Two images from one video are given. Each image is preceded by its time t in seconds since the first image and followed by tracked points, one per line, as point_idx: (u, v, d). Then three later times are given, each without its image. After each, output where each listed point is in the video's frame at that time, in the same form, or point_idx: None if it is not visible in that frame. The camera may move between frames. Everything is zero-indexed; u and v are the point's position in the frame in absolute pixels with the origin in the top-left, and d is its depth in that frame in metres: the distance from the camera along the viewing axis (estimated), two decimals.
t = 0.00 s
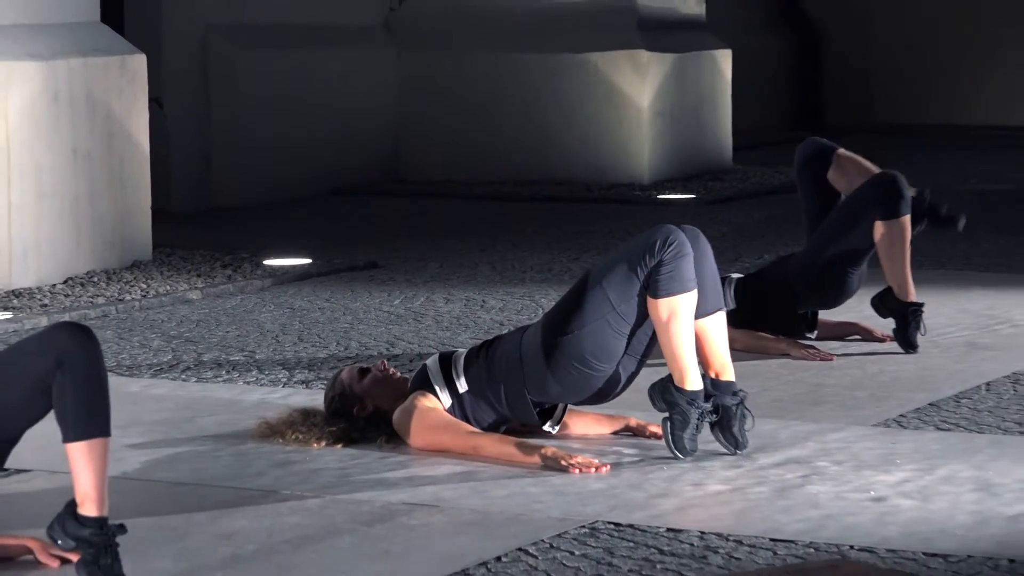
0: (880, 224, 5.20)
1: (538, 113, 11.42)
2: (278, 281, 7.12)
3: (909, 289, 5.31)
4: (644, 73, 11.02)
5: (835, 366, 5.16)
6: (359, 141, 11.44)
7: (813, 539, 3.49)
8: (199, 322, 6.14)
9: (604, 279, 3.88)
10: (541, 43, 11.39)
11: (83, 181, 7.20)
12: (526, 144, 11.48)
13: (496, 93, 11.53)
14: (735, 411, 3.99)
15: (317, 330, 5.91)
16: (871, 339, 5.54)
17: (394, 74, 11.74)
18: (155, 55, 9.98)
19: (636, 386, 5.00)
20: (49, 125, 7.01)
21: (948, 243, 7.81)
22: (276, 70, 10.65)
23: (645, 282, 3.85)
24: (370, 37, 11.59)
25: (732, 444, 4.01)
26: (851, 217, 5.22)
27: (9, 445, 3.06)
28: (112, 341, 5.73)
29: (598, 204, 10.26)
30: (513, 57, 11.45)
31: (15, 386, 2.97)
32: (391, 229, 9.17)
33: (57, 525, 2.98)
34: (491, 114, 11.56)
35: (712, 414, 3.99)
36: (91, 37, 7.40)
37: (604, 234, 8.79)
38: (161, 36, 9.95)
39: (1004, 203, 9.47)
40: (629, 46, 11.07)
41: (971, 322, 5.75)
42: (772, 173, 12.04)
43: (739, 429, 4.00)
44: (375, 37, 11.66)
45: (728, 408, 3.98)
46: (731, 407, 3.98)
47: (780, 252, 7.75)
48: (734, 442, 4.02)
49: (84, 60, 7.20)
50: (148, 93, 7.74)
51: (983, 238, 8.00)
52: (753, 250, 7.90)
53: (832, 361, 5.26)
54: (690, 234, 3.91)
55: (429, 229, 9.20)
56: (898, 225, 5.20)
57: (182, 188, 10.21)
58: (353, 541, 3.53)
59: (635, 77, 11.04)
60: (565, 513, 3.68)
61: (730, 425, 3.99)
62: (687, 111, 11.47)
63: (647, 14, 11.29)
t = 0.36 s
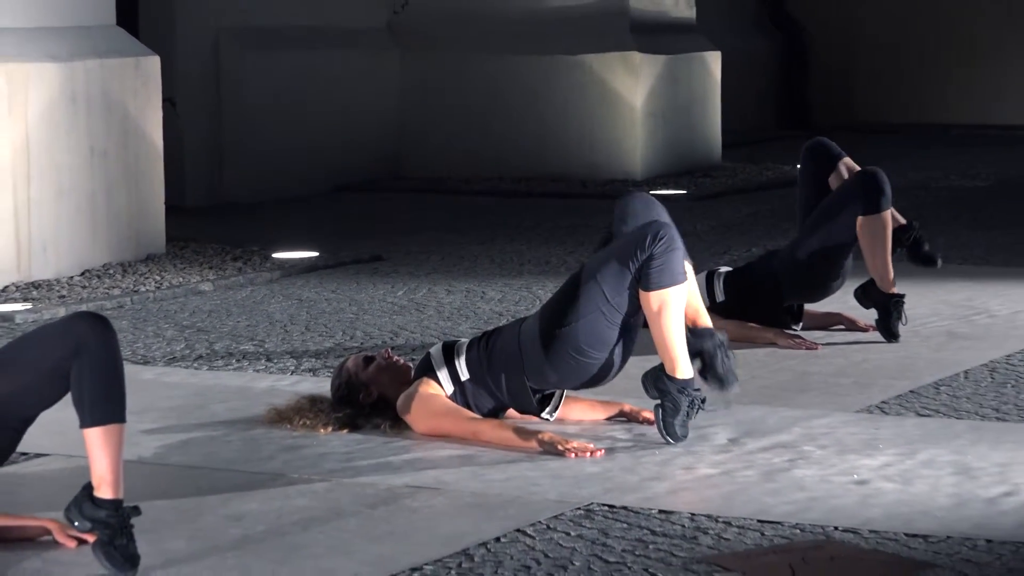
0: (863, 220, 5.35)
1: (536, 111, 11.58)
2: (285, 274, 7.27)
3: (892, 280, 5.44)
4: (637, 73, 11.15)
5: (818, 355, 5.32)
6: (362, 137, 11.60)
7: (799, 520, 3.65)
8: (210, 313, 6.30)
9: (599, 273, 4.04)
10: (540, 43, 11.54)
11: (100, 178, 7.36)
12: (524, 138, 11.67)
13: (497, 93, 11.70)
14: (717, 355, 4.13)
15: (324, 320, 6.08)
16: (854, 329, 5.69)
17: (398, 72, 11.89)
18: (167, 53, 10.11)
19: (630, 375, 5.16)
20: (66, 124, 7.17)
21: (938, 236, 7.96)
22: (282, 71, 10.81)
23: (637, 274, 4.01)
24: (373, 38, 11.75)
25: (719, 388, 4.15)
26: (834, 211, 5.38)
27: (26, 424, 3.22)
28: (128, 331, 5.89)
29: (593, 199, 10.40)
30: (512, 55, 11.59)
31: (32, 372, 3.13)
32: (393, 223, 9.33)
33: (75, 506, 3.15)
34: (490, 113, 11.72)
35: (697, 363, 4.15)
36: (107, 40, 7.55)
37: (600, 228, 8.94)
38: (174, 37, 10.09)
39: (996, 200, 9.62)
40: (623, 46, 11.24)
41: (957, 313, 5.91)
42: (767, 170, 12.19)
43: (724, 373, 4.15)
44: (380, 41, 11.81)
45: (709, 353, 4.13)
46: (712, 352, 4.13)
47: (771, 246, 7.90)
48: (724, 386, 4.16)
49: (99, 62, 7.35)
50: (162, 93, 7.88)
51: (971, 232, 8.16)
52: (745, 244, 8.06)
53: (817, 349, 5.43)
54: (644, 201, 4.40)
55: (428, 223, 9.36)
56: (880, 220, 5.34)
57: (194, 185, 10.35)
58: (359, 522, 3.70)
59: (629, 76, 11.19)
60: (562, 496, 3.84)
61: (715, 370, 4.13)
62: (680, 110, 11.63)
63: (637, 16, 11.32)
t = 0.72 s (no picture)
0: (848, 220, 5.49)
1: (536, 115, 11.78)
2: (297, 272, 7.44)
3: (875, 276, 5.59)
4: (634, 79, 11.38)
5: (807, 349, 5.49)
6: (369, 140, 11.78)
7: (789, 508, 3.81)
8: (224, 309, 6.47)
9: (595, 272, 4.20)
10: (543, 50, 11.78)
11: (119, 179, 7.54)
12: (524, 137, 11.86)
13: (499, 96, 11.88)
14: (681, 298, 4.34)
15: (333, 316, 6.26)
16: (842, 326, 5.87)
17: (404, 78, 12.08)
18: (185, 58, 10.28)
19: (628, 369, 5.33)
20: (88, 127, 7.35)
21: (928, 236, 8.14)
22: (293, 78, 10.99)
23: (633, 272, 4.19)
24: (378, 42, 11.93)
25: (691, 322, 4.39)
26: (822, 212, 5.53)
27: (42, 412, 3.35)
28: (145, 326, 6.07)
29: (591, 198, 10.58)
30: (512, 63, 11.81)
31: (50, 364, 3.26)
32: (400, 223, 9.51)
33: (96, 494, 3.32)
34: (492, 115, 11.91)
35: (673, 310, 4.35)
36: (126, 47, 7.72)
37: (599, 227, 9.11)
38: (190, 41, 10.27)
39: (990, 201, 9.80)
40: (620, 54, 11.45)
41: (945, 309, 6.08)
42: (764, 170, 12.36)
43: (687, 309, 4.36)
44: (387, 47, 12.01)
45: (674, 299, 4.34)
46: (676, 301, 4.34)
47: (765, 245, 8.08)
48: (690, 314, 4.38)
49: (120, 68, 7.53)
50: (179, 99, 8.05)
51: (961, 232, 8.33)
52: (740, 242, 8.24)
53: (807, 345, 5.59)
54: (567, 185, 4.74)
55: (432, 223, 9.54)
56: (865, 222, 5.48)
57: (209, 186, 10.51)
58: (367, 510, 3.87)
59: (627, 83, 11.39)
60: (562, 484, 4.01)
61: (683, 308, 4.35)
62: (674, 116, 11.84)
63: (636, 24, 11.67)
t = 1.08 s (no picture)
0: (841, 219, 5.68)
1: (540, 121, 11.96)
2: (311, 273, 7.61)
3: (868, 276, 5.78)
4: (633, 86, 11.52)
5: (800, 347, 5.65)
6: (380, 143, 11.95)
7: (783, 499, 3.98)
8: (241, 309, 6.65)
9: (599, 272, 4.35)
10: (549, 58, 11.94)
11: (139, 183, 7.72)
12: (527, 142, 12.01)
13: (503, 102, 12.05)
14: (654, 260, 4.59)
15: (346, 315, 6.42)
16: (834, 325, 6.03)
17: (413, 85, 12.25)
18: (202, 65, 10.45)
19: (629, 366, 5.49)
20: (110, 134, 7.53)
21: (924, 238, 8.30)
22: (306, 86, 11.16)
23: (638, 272, 4.35)
24: (386, 50, 12.09)
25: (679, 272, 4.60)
26: (816, 212, 5.72)
27: (62, 403, 3.49)
28: (165, 325, 6.24)
29: (592, 203, 10.73)
30: (518, 71, 11.98)
31: (66, 362, 3.41)
32: (409, 226, 9.68)
33: (118, 487, 3.55)
34: (498, 120, 12.07)
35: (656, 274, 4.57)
36: (146, 57, 7.89)
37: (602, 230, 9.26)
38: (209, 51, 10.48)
39: (987, 204, 9.95)
40: (620, 63, 11.61)
41: (938, 308, 6.24)
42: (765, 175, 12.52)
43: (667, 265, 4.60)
44: (396, 56, 12.18)
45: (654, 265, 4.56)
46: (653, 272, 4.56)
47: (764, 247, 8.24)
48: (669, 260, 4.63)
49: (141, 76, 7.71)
50: (197, 106, 8.22)
51: (956, 234, 8.49)
52: (741, 244, 8.40)
53: (800, 343, 5.75)
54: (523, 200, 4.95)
55: (439, 225, 9.72)
56: (857, 223, 5.67)
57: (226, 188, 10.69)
58: (378, 500, 4.04)
59: (627, 90, 11.55)
60: (565, 476, 4.18)
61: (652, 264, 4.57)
62: (675, 121, 12.01)
63: (633, 34, 11.78)
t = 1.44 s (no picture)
0: (839, 221, 5.81)
1: (546, 130, 12.18)
2: (327, 274, 7.80)
3: (861, 277, 5.91)
4: (636, 95, 11.74)
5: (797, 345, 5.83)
6: (393, 147, 12.15)
7: (780, 491, 4.15)
8: (259, 308, 6.83)
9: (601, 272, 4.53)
10: (558, 67, 12.16)
11: (162, 187, 7.92)
12: (535, 150, 12.23)
13: (512, 110, 12.26)
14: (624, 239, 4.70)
15: (360, 314, 6.60)
16: (828, 324, 6.19)
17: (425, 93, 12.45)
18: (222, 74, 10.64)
19: (633, 364, 5.67)
20: (135, 142, 7.73)
21: (922, 241, 8.46)
22: (322, 96, 11.37)
23: (638, 274, 4.53)
24: (398, 58, 12.30)
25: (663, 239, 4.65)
26: (812, 215, 5.89)
27: (82, 396, 3.60)
28: (187, 323, 6.43)
29: (599, 207, 10.92)
30: (526, 82, 12.19)
31: (94, 354, 3.54)
32: (420, 228, 9.87)
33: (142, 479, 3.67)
34: (507, 127, 12.28)
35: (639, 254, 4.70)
36: (168, 66, 8.08)
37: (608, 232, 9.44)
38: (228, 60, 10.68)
39: (987, 208, 10.12)
40: (623, 73, 11.82)
41: (934, 308, 6.41)
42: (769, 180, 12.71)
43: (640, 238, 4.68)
44: (408, 66, 12.40)
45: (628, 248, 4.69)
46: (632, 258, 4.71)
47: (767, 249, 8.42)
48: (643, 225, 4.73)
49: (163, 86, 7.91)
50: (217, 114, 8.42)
51: (952, 237, 8.65)
52: (743, 246, 8.58)
53: (797, 340, 5.93)
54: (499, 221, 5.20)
55: (450, 228, 9.92)
56: (853, 225, 5.80)
57: (246, 192, 10.89)
58: (391, 492, 4.21)
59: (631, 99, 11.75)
60: (570, 470, 4.35)
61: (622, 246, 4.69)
62: (676, 129, 12.23)
63: (637, 45, 12.01)
